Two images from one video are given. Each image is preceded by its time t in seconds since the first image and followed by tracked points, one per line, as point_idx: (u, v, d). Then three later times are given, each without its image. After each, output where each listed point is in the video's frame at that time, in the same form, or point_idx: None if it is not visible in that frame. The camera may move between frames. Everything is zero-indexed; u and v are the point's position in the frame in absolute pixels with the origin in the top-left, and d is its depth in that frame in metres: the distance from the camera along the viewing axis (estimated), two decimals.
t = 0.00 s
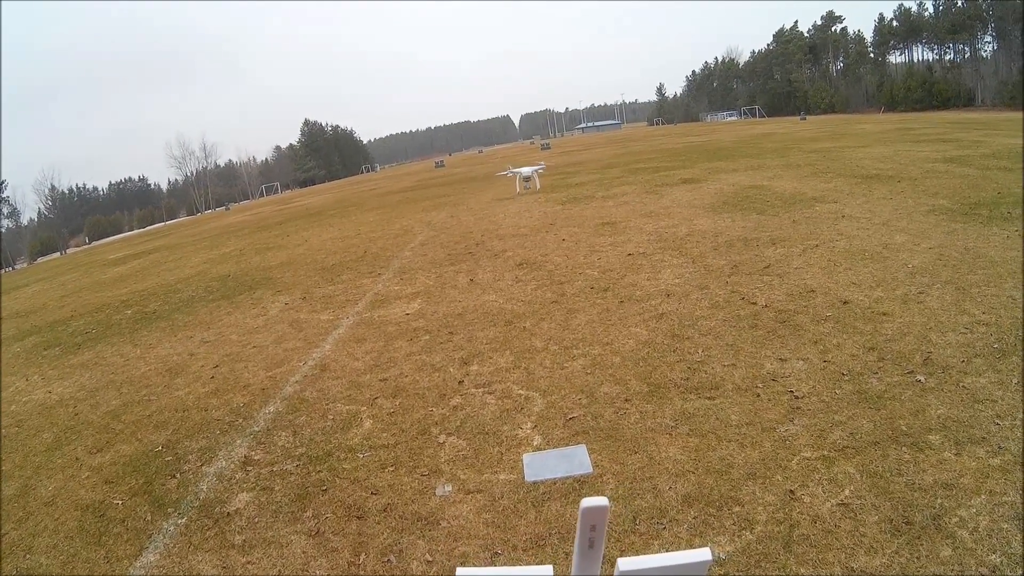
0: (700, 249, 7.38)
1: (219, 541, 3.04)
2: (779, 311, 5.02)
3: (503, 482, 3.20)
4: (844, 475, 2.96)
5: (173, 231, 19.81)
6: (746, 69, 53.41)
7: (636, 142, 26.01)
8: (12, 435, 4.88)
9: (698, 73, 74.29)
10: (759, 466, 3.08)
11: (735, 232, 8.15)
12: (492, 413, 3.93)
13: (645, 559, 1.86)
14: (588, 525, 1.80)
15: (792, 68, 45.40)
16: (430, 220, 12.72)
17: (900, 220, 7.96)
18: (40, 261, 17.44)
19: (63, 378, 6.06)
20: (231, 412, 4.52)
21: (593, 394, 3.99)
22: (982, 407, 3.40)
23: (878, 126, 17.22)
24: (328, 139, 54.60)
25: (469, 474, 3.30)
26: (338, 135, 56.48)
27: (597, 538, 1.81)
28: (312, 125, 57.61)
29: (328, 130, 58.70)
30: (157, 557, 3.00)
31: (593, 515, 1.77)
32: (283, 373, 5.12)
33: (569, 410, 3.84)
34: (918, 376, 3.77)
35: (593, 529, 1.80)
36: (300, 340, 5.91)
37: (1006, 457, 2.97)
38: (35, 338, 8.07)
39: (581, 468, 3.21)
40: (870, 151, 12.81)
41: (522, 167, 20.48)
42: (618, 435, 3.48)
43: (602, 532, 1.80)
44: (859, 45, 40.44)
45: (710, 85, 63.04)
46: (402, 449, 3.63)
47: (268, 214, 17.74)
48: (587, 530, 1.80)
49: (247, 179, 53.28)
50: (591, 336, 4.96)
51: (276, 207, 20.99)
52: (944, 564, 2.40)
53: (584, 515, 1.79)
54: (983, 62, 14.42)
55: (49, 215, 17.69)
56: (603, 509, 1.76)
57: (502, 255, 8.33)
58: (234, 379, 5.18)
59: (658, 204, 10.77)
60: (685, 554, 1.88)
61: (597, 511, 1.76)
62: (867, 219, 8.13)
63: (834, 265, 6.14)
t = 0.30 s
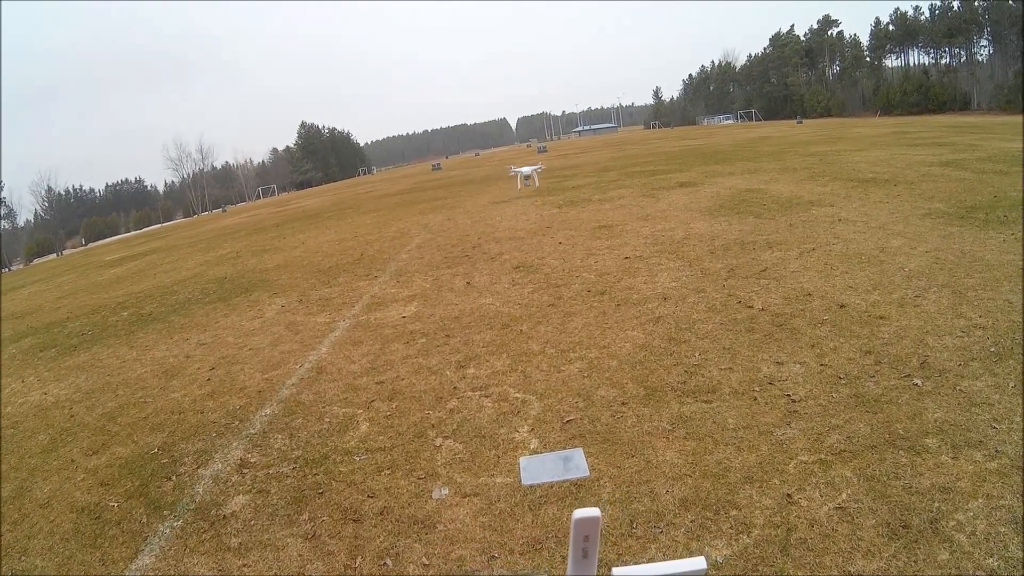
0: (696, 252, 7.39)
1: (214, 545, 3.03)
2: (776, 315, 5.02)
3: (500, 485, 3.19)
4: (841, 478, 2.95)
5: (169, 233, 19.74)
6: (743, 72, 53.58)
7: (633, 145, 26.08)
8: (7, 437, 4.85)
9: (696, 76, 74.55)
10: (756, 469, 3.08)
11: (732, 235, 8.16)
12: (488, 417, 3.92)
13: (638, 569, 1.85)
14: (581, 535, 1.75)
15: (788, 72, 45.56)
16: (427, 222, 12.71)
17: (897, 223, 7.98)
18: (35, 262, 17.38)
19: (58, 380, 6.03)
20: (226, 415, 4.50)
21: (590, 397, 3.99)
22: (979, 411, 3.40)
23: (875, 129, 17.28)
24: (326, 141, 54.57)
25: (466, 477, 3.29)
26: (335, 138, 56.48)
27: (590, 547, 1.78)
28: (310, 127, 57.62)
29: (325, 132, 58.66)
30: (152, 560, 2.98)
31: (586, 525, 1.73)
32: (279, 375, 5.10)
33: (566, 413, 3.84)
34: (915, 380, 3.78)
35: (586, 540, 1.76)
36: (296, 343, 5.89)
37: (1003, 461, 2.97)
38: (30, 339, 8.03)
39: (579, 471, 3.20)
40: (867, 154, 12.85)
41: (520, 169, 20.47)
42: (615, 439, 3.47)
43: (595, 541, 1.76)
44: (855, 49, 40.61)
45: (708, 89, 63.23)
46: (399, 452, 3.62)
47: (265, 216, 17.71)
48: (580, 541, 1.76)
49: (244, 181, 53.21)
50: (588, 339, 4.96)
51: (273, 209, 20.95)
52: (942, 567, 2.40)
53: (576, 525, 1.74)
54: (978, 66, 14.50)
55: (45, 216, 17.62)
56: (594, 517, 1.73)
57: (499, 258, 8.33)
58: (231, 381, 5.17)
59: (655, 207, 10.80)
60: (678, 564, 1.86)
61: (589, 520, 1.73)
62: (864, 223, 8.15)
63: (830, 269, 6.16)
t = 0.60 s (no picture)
0: (698, 254, 7.38)
1: (214, 545, 3.03)
2: (777, 317, 5.02)
3: (500, 487, 3.19)
4: (842, 482, 2.95)
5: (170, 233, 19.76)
6: (745, 74, 53.63)
7: (634, 146, 26.09)
8: (7, 436, 4.85)
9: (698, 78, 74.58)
10: (757, 472, 3.07)
11: (734, 237, 8.15)
12: (489, 418, 3.92)
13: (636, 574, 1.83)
14: (578, 541, 1.74)
15: (790, 74, 45.58)
16: (428, 223, 12.71)
17: (899, 226, 7.98)
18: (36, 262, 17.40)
19: (59, 380, 6.03)
20: (227, 415, 4.50)
21: (591, 399, 3.99)
22: (981, 414, 3.40)
23: (877, 132, 17.28)
24: (328, 141, 54.62)
25: (466, 479, 3.29)
26: (337, 138, 56.54)
27: (588, 553, 1.76)
28: (312, 127, 57.65)
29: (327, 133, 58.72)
30: (152, 560, 2.98)
31: (584, 530, 1.72)
32: (280, 376, 5.10)
33: (567, 414, 3.84)
34: (916, 383, 3.78)
35: (584, 546, 1.74)
36: (297, 343, 5.89)
37: (1005, 464, 2.97)
38: (31, 338, 8.04)
39: (580, 473, 3.20)
40: (869, 157, 12.84)
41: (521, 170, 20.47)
42: (616, 441, 3.47)
43: (593, 548, 1.74)
44: (857, 51, 40.63)
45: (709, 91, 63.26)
46: (400, 452, 3.62)
47: (266, 216, 17.72)
48: (578, 547, 1.75)
49: (246, 181, 53.26)
50: (589, 341, 4.96)
51: (274, 208, 20.97)
52: (943, 571, 2.40)
53: (574, 530, 1.73)
54: (981, 69, 14.50)
55: (47, 215, 17.63)
56: (593, 523, 1.71)
57: (500, 260, 8.34)
58: (232, 381, 5.17)
59: (657, 210, 10.80)
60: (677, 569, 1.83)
61: (586, 525, 1.72)
62: (866, 225, 8.15)
63: (832, 271, 6.15)
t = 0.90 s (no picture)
0: (701, 256, 7.38)
1: (216, 545, 3.03)
2: (780, 319, 5.02)
3: (502, 488, 3.19)
4: (845, 484, 2.95)
5: (174, 233, 19.82)
6: (748, 76, 53.59)
7: (637, 147, 26.07)
8: (10, 435, 4.86)
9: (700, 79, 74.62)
10: (759, 474, 3.07)
11: (737, 239, 8.14)
12: (492, 419, 3.92)
13: None
14: (578, 548, 1.73)
15: (793, 75, 45.56)
16: (431, 224, 12.73)
17: (902, 228, 7.97)
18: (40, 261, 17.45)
19: (61, 379, 6.04)
20: (229, 415, 4.50)
21: (594, 400, 3.99)
22: (984, 417, 3.39)
23: (880, 134, 17.26)
24: (330, 142, 54.70)
25: (469, 480, 3.29)
26: (339, 139, 56.61)
27: (588, 560, 1.75)
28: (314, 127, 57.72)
29: (329, 133, 58.78)
30: (154, 559, 2.98)
31: (583, 537, 1.72)
32: (282, 376, 5.11)
33: (570, 415, 3.84)
34: (919, 385, 3.77)
35: (583, 553, 1.73)
36: (300, 344, 5.90)
37: (1008, 467, 2.96)
38: (34, 338, 8.06)
39: (582, 474, 3.20)
40: (872, 158, 12.83)
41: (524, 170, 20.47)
42: (618, 442, 3.47)
43: (593, 555, 1.74)
44: (860, 53, 40.59)
45: (712, 92, 63.23)
46: (402, 453, 3.62)
47: (269, 217, 17.74)
48: (577, 554, 1.74)
49: (248, 181, 53.36)
50: (592, 342, 4.95)
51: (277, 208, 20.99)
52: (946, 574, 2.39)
53: (573, 538, 1.73)
54: (985, 71, 14.46)
55: (50, 215, 17.69)
56: (592, 529, 1.71)
57: (503, 260, 8.33)
58: (234, 381, 5.18)
59: (659, 211, 10.79)
60: None
61: (585, 532, 1.71)
62: (869, 227, 8.14)
63: (835, 273, 6.14)
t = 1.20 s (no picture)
0: (698, 255, 7.37)
1: (213, 546, 3.02)
2: (777, 317, 5.02)
3: (500, 488, 3.17)
4: (843, 482, 2.94)
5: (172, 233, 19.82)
6: (745, 75, 53.68)
7: (634, 146, 26.09)
8: (6, 437, 4.83)
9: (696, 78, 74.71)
10: (758, 473, 3.07)
11: (734, 237, 8.13)
12: (490, 419, 3.92)
13: None
14: (574, 552, 1.73)
15: (789, 74, 45.67)
16: (428, 223, 12.71)
17: (898, 226, 7.98)
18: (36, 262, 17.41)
19: (58, 380, 6.02)
20: (226, 416, 4.49)
21: (591, 399, 3.98)
22: (982, 414, 3.39)
23: (877, 132, 17.30)
24: (327, 142, 54.63)
25: (466, 480, 3.28)
26: (336, 139, 56.53)
27: (584, 564, 1.75)
28: (311, 127, 57.59)
29: (326, 133, 58.67)
30: (151, 562, 2.96)
31: (579, 541, 1.72)
32: (279, 376, 5.09)
33: (567, 415, 3.83)
34: (916, 382, 3.78)
35: (579, 557, 1.73)
36: (297, 344, 5.88)
37: (1006, 465, 2.96)
38: (30, 339, 8.03)
39: (580, 473, 3.19)
40: (869, 156, 12.84)
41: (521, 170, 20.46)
42: (615, 441, 3.46)
43: (589, 558, 1.74)
44: (856, 51, 40.68)
45: (709, 91, 63.31)
46: (400, 452, 3.62)
47: (265, 217, 17.73)
48: (573, 558, 1.74)
49: (245, 182, 53.24)
50: (589, 342, 4.94)
51: (273, 209, 20.95)
52: (945, 572, 2.39)
53: (569, 542, 1.72)
54: (981, 69, 14.47)
55: (46, 215, 17.58)
56: (587, 533, 1.71)
57: (500, 260, 8.32)
58: (231, 382, 5.16)
59: (656, 210, 10.77)
60: None
61: (581, 536, 1.71)
62: (866, 225, 8.15)
63: (833, 272, 6.13)
